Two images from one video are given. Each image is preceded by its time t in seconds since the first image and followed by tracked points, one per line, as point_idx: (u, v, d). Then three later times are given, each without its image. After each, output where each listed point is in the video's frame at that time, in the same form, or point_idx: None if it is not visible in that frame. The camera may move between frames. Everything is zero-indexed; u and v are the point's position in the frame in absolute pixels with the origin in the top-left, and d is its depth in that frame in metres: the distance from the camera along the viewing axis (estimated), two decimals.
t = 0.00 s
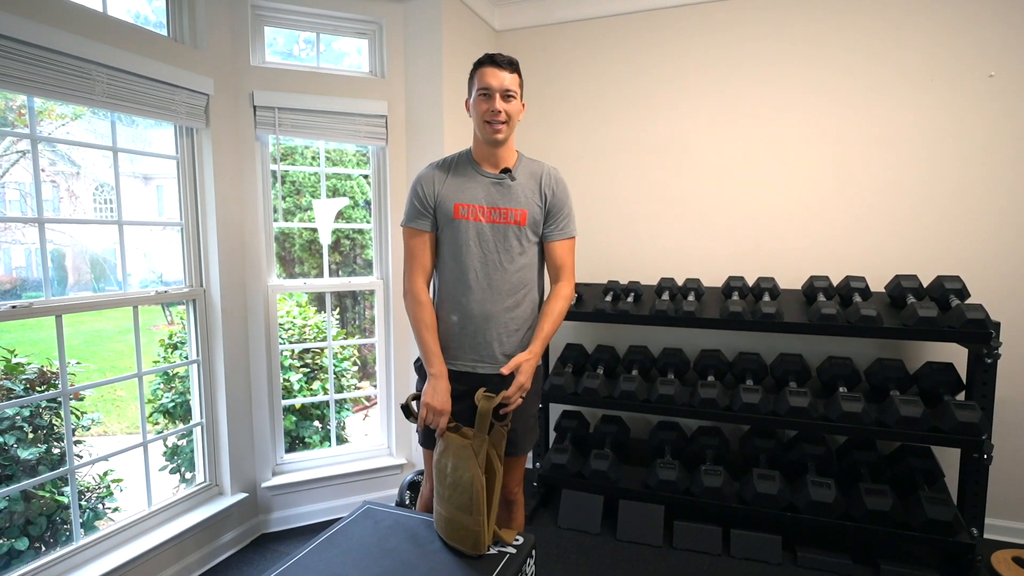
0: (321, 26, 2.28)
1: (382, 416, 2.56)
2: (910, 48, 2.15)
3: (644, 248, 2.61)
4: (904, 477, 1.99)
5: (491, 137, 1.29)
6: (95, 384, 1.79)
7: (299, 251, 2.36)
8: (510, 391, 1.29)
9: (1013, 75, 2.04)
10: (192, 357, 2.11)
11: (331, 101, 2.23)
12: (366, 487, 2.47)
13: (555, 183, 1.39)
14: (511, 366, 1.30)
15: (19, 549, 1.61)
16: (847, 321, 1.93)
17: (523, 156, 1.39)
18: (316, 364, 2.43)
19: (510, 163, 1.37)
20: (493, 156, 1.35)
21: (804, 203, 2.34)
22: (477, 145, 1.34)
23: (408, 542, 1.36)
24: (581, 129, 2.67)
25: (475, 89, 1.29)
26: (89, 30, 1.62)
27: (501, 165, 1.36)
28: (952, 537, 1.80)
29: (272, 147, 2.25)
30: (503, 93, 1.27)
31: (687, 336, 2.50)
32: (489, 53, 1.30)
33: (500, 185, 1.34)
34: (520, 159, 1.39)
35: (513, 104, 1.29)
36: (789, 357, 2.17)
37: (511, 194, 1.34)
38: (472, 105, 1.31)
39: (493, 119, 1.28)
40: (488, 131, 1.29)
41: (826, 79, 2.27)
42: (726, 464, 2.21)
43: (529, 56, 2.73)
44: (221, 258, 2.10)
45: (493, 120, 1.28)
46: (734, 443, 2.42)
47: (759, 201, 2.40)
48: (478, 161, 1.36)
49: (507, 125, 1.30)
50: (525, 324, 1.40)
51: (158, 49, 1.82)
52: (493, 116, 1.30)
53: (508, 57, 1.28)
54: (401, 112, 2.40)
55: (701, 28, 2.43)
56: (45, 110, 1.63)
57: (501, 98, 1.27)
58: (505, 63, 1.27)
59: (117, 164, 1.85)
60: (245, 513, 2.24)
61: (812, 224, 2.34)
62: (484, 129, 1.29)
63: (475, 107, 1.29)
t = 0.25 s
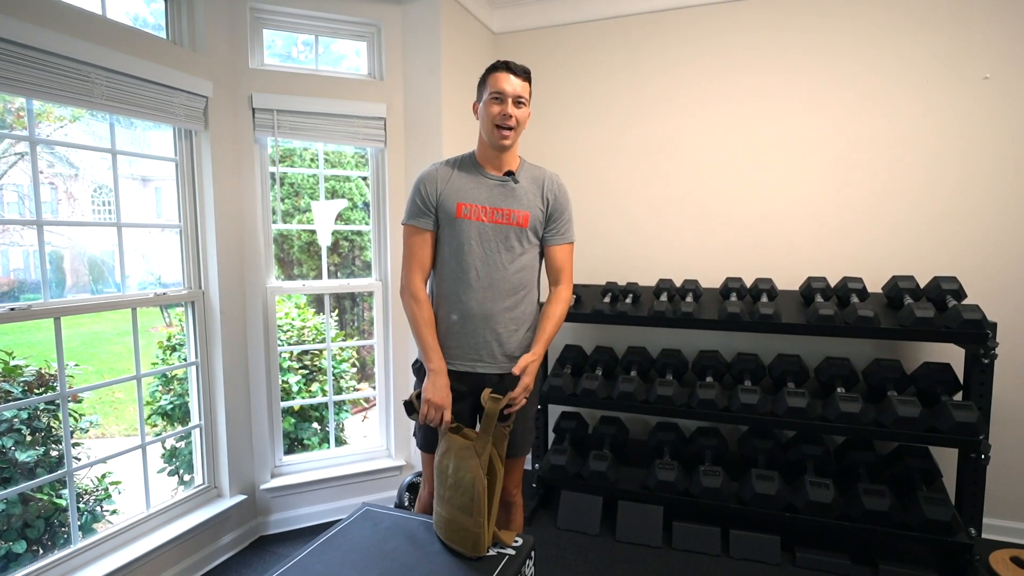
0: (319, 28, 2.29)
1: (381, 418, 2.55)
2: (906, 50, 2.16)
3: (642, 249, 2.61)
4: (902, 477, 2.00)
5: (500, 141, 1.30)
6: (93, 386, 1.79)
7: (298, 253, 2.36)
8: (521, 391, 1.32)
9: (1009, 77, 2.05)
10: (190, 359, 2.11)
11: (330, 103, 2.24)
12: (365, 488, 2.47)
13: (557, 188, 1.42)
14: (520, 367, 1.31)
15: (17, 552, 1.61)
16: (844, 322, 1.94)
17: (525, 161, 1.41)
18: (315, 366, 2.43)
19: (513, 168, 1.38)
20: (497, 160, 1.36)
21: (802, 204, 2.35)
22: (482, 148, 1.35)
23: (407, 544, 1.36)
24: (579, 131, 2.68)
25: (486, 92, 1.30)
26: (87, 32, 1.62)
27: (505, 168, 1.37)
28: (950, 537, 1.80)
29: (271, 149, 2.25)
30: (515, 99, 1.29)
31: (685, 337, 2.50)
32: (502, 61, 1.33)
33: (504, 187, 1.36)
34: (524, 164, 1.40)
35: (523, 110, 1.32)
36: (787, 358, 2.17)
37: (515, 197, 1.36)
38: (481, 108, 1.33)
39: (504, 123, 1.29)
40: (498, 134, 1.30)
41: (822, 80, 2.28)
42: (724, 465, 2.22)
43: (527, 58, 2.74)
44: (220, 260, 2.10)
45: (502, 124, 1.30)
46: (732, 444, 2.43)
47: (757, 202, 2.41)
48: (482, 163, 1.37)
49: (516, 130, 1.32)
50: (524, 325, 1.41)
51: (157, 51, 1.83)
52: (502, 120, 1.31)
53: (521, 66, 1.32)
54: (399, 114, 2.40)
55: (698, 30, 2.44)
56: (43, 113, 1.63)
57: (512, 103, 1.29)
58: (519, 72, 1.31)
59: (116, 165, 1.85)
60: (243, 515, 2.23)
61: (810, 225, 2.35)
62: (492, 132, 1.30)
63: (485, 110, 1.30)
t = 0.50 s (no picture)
0: (316, 29, 2.29)
1: (379, 419, 2.55)
2: (901, 50, 2.17)
3: (640, 249, 2.62)
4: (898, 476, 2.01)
5: (510, 145, 1.30)
6: (90, 388, 1.78)
7: (295, 254, 2.36)
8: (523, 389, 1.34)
9: (1004, 77, 2.06)
10: (188, 360, 2.11)
11: (327, 104, 2.24)
12: (363, 489, 2.46)
13: (562, 194, 1.43)
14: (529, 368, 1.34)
15: (14, 554, 1.60)
16: (841, 321, 1.95)
17: (530, 165, 1.41)
18: (313, 367, 2.43)
19: (518, 172, 1.38)
20: (504, 162, 1.35)
21: (799, 204, 2.36)
22: (490, 149, 1.34)
23: (405, 544, 1.36)
24: (576, 132, 2.68)
25: (498, 95, 1.29)
26: (83, 33, 1.62)
27: (510, 171, 1.37)
28: (946, 535, 1.81)
29: (268, 150, 2.25)
30: (528, 104, 1.29)
31: (683, 337, 2.51)
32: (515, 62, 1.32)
33: (509, 191, 1.36)
34: (529, 167, 1.40)
35: (534, 116, 1.31)
36: (784, 357, 2.18)
37: (520, 201, 1.36)
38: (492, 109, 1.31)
39: (516, 127, 1.29)
40: (509, 137, 1.30)
41: (819, 81, 2.29)
42: (722, 464, 2.22)
43: (525, 59, 2.75)
44: (217, 261, 2.10)
45: (514, 128, 1.29)
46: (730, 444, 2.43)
47: (754, 202, 2.42)
48: (487, 164, 1.36)
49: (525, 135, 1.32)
50: (524, 327, 1.43)
51: (154, 52, 1.83)
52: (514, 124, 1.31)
53: (534, 71, 1.31)
54: (397, 115, 2.40)
55: (695, 31, 2.44)
56: (39, 114, 1.63)
57: (525, 108, 1.29)
58: (533, 77, 1.30)
59: (112, 167, 1.84)
60: (241, 516, 2.23)
61: (807, 225, 2.35)
62: (503, 135, 1.29)
63: (497, 112, 1.29)
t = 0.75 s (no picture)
0: (312, 27, 2.28)
1: (377, 418, 2.55)
2: (896, 48, 2.18)
3: (637, 247, 2.62)
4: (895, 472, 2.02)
5: (526, 157, 1.29)
6: (86, 388, 1.78)
7: (292, 254, 2.35)
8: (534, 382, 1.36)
9: (998, 75, 2.07)
10: (185, 360, 2.10)
11: (323, 103, 2.24)
12: (361, 488, 2.47)
13: (564, 201, 1.46)
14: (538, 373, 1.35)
15: (10, 555, 1.60)
16: (836, 318, 1.95)
17: (535, 168, 1.41)
18: (310, 366, 2.42)
19: (524, 176, 1.38)
20: (513, 168, 1.34)
21: (795, 202, 2.36)
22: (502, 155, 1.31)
23: (403, 542, 1.36)
24: (573, 130, 2.68)
25: (519, 103, 1.25)
26: (78, 31, 1.61)
27: (518, 176, 1.36)
28: (942, 530, 1.82)
29: (264, 149, 2.24)
30: (548, 117, 1.27)
31: (680, 335, 2.51)
32: (538, 69, 1.27)
33: (515, 196, 1.35)
34: (534, 171, 1.40)
35: (550, 128, 1.30)
36: (781, 355, 2.18)
37: (525, 206, 1.37)
38: (510, 115, 1.27)
39: (534, 140, 1.27)
40: (525, 149, 1.28)
41: (814, 78, 2.29)
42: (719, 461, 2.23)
43: (521, 57, 2.74)
44: (214, 260, 2.10)
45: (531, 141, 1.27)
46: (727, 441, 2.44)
47: (750, 200, 2.42)
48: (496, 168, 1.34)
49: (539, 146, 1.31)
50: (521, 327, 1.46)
51: (149, 50, 1.82)
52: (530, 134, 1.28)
53: (556, 81, 1.28)
54: (393, 113, 2.40)
55: (691, 29, 2.45)
56: (34, 114, 1.62)
57: (544, 122, 1.27)
58: (555, 88, 1.27)
59: (108, 166, 1.84)
60: (239, 515, 2.23)
61: (803, 223, 2.36)
62: (519, 146, 1.27)
63: (516, 121, 1.25)
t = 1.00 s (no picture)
0: (308, 25, 2.28)
1: (375, 416, 2.55)
2: (892, 45, 2.18)
3: (634, 245, 2.62)
4: (891, 467, 2.02)
5: (522, 154, 1.30)
6: (83, 387, 1.78)
7: (289, 252, 2.35)
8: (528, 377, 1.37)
9: (994, 71, 2.07)
10: (182, 358, 2.10)
11: (320, 100, 2.23)
12: (359, 486, 2.47)
13: (560, 199, 1.47)
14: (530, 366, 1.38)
15: (8, 554, 1.60)
16: (833, 314, 1.95)
17: (531, 166, 1.42)
18: (307, 365, 2.42)
19: (521, 174, 1.39)
20: (509, 166, 1.35)
21: (792, 198, 2.36)
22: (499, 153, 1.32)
23: (401, 539, 1.36)
24: (570, 127, 2.68)
25: (516, 101, 1.26)
26: (73, 29, 1.61)
27: (515, 174, 1.37)
28: (938, 525, 1.83)
29: (261, 147, 2.24)
30: (545, 116, 1.28)
31: (677, 332, 2.51)
32: (534, 67, 1.28)
33: (512, 193, 1.36)
34: (530, 168, 1.41)
35: (548, 126, 1.31)
36: (778, 351, 2.19)
37: (522, 203, 1.37)
38: (508, 114, 1.28)
39: (531, 138, 1.28)
40: (521, 147, 1.29)
41: (811, 75, 2.29)
42: (717, 458, 2.24)
43: (518, 54, 2.74)
44: (211, 259, 2.09)
45: (528, 139, 1.28)
46: (725, 437, 2.44)
47: (747, 197, 2.42)
48: (493, 166, 1.35)
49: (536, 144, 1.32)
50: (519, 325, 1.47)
51: (144, 48, 1.81)
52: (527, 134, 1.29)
53: (554, 80, 1.29)
54: (390, 111, 2.39)
55: (688, 25, 2.44)
56: (29, 112, 1.61)
57: (541, 120, 1.27)
58: (552, 87, 1.28)
59: (104, 165, 1.83)
60: (237, 514, 2.23)
61: (799, 219, 2.36)
62: (517, 146, 1.28)
63: (513, 119, 1.26)
